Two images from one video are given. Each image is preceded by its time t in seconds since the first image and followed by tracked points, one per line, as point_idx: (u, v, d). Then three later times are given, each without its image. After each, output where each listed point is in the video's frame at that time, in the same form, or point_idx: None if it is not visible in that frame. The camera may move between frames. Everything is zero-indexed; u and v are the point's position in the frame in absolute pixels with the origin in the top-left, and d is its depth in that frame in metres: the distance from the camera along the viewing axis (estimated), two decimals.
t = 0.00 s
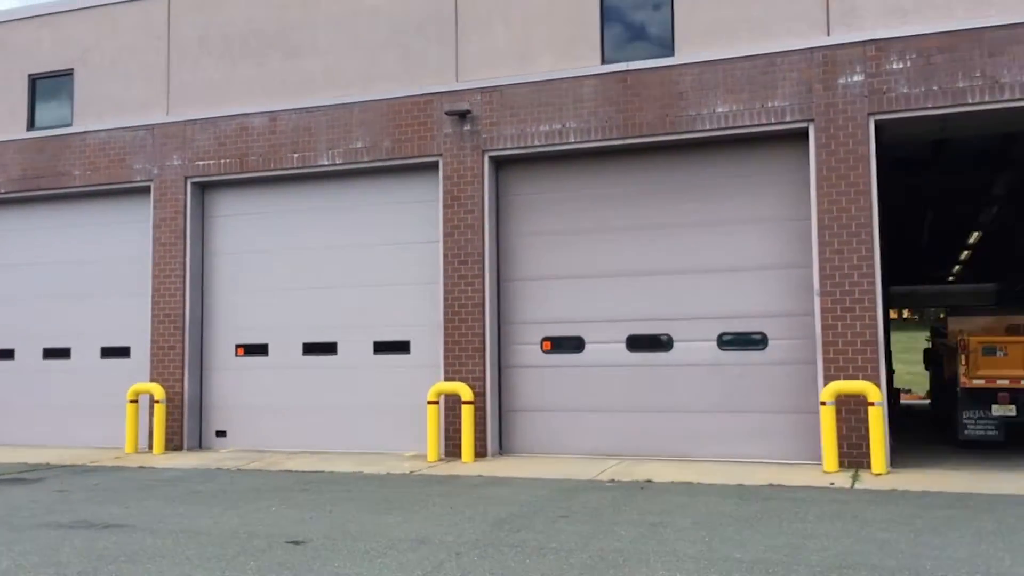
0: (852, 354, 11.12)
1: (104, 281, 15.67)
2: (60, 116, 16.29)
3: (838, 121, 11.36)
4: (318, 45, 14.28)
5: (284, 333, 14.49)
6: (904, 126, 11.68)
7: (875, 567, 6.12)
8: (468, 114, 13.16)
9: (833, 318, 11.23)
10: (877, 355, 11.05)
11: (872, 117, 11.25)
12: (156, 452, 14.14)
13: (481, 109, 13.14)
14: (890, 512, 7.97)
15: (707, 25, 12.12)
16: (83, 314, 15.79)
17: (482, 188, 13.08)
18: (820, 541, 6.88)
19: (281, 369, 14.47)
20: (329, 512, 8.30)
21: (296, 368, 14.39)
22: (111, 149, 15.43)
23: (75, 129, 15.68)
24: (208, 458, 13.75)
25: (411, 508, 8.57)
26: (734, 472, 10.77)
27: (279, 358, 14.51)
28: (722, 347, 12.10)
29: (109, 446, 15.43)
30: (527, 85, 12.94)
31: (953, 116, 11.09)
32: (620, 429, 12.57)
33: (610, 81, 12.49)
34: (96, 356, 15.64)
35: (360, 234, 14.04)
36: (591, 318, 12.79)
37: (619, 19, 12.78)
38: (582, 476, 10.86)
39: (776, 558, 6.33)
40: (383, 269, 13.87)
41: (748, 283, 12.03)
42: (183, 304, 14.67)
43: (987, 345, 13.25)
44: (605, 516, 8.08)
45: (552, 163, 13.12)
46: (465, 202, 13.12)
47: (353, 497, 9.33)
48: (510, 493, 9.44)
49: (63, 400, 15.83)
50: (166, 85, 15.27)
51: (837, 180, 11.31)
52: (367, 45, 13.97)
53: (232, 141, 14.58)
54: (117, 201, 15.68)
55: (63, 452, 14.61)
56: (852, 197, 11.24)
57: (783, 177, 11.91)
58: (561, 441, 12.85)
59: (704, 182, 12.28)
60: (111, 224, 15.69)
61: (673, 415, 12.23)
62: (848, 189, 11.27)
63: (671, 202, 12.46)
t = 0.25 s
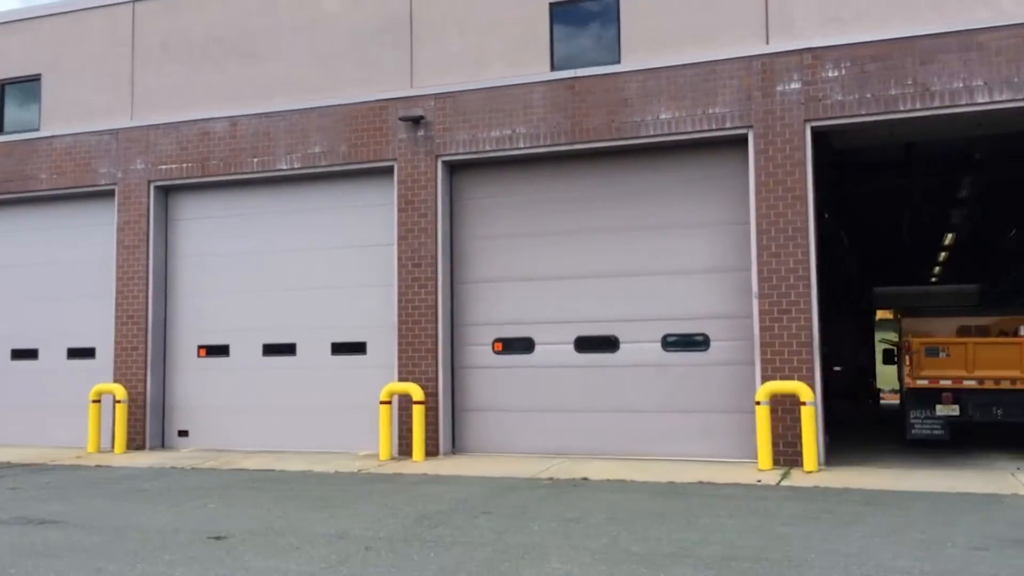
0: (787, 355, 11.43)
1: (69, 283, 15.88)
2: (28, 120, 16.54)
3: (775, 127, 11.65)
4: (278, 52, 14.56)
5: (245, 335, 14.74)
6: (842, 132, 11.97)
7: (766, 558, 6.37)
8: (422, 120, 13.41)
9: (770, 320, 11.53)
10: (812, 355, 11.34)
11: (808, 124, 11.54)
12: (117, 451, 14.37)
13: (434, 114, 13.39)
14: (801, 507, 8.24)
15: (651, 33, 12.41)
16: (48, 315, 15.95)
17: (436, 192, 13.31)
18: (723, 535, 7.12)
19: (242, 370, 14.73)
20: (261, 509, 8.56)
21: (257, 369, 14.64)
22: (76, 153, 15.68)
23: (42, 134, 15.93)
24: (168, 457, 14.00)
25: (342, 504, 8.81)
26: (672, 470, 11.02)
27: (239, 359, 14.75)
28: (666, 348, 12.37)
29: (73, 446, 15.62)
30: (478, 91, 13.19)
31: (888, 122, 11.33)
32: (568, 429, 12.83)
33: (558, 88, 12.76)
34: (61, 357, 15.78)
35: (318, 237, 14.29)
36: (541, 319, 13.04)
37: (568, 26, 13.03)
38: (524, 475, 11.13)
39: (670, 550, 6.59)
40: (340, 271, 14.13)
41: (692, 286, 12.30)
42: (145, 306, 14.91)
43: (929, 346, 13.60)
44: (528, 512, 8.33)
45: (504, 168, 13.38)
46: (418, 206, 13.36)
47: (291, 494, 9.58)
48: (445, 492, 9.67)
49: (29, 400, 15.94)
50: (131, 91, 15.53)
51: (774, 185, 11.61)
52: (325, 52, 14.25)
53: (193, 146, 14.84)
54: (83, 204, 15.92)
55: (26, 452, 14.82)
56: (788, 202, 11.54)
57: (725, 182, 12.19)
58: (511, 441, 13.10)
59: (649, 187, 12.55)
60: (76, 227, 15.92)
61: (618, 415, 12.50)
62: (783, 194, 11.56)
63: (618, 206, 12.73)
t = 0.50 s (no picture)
0: (720, 356, 11.71)
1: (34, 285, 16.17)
2: None
3: (710, 134, 11.95)
4: (235, 59, 14.86)
5: (204, 336, 15.04)
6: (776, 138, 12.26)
7: (650, 551, 6.64)
8: (373, 126, 13.70)
9: (705, 322, 11.82)
10: (744, 357, 11.63)
11: (742, 131, 11.86)
12: (78, 451, 14.68)
13: (385, 120, 13.68)
14: (709, 504, 8.53)
15: (593, 42, 12.70)
16: (14, 317, 16.24)
17: (386, 197, 13.60)
18: (621, 530, 7.40)
19: (201, 370, 15.02)
20: (191, 506, 8.85)
21: (215, 370, 14.93)
22: (40, 158, 15.97)
23: (8, 138, 16.23)
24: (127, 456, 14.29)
25: (271, 502, 9.10)
26: (606, 469, 11.31)
27: (198, 360, 15.05)
28: (607, 351, 12.67)
29: (37, 445, 15.90)
30: (427, 98, 13.49)
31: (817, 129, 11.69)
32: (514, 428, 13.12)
33: (504, 96, 13.05)
34: (26, 358, 16.10)
35: (274, 241, 14.58)
36: (488, 321, 13.33)
37: (514, 34, 13.32)
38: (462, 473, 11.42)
39: (563, 545, 6.88)
40: (296, 274, 14.43)
41: (632, 289, 12.60)
42: (107, 308, 15.21)
43: (868, 347, 13.87)
44: (446, 509, 8.62)
45: (453, 173, 13.67)
46: (370, 210, 13.64)
47: (227, 492, 9.87)
48: (376, 490, 9.96)
49: None
50: (94, 97, 15.82)
51: (708, 190, 11.91)
52: (281, 60, 14.55)
53: (154, 151, 15.14)
54: (48, 207, 16.22)
55: None
56: (722, 207, 11.85)
57: (664, 188, 12.49)
58: (459, 440, 13.39)
59: (592, 192, 12.85)
60: (41, 230, 16.21)
61: (561, 414, 12.79)
62: (717, 199, 11.87)
63: (562, 211, 13.03)
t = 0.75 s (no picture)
0: (666, 356, 11.98)
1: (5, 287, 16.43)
2: None
3: (658, 141, 12.22)
4: (201, 66, 15.13)
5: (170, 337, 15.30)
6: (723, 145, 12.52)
7: (557, 546, 6.89)
8: (334, 132, 13.96)
9: (651, 324, 12.09)
10: (689, 357, 11.90)
11: (687, 138, 12.12)
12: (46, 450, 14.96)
13: (345, 126, 13.95)
14: (634, 501, 8.80)
15: (545, 50, 12.97)
16: None
17: (345, 201, 13.86)
18: (539, 526, 7.65)
19: (167, 371, 15.29)
20: (133, 503, 9.11)
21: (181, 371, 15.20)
22: (12, 162, 16.25)
23: None
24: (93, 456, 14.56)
25: (214, 499, 9.37)
26: (552, 467, 11.59)
27: (165, 361, 15.31)
28: (559, 352, 12.93)
29: (7, 444, 16.16)
30: (385, 105, 13.76)
31: (760, 136, 11.96)
32: (469, 428, 13.38)
33: (459, 102, 13.32)
34: None
35: (238, 244, 14.84)
36: (444, 324, 13.60)
37: (470, 43, 13.59)
38: (412, 471, 11.69)
39: (476, 540, 7.16)
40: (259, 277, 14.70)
41: (583, 292, 12.88)
42: (75, 310, 15.47)
43: (819, 349, 14.14)
44: (381, 506, 8.87)
45: (412, 178, 13.94)
46: (330, 214, 13.91)
47: (175, 490, 10.13)
48: (321, 488, 10.21)
49: None
50: (64, 102, 16.10)
51: (655, 195, 12.18)
52: (245, 67, 14.82)
53: (121, 156, 15.42)
54: (19, 211, 16.50)
55: None
56: (668, 211, 12.11)
57: (614, 193, 12.77)
58: (416, 439, 13.66)
59: (544, 197, 13.15)
60: (13, 233, 16.48)
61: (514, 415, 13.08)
62: (664, 204, 12.13)
63: (516, 215, 13.30)
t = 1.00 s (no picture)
0: (607, 360, 12.29)
1: None
2: None
3: (600, 148, 12.55)
4: (163, 74, 15.44)
5: (133, 340, 15.61)
6: (665, 153, 12.82)
7: (462, 541, 7.19)
8: (290, 139, 14.28)
9: (593, 327, 12.41)
10: (629, 362, 12.21)
11: (629, 147, 12.44)
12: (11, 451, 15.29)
13: (301, 134, 14.26)
14: (556, 499, 9.11)
15: (493, 59, 13.28)
16: None
17: (301, 207, 14.17)
18: (453, 522, 7.95)
19: (130, 373, 15.60)
20: (73, 502, 9.41)
21: (144, 373, 15.51)
22: None
23: None
24: (56, 456, 14.87)
25: (153, 497, 9.67)
26: (494, 467, 11.90)
27: (128, 363, 15.62)
28: (507, 354, 13.25)
29: None
30: (340, 113, 14.08)
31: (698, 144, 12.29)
32: (420, 429, 13.70)
33: (411, 111, 13.64)
34: None
35: (199, 249, 15.16)
36: (397, 327, 13.92)
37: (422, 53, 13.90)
38: (358, 471, 12.01)
39: (388, 535, 7.46)
40: (219, 281, 15.01)
41: (530, 296, 13.20)
42: (40, 313, 15.77)
43: (765, 352, 14.44)
44: (311, 504, 9.17)
45: (366, 184, 14.25)
46: (286, 220, 14.22)
47: (120, 489, 10.44)
48: (262, 487, 10.51)
49: None
50: (31, 109, 16.42)
51: (598, 202, 12.49)
52: (206, 75, 15.14)
53: (86, 162, 15.74)
54: None
55: None
56: (610, 217, 12.43)
57: (560, 199, 13.09)
58: (370, 440, 13.97)
59: (493, 203, 13.46)
60: None
61: (464, 416, 13.41)
62: (606, 211, 12.45)
63: (466, 221, 13.62)
